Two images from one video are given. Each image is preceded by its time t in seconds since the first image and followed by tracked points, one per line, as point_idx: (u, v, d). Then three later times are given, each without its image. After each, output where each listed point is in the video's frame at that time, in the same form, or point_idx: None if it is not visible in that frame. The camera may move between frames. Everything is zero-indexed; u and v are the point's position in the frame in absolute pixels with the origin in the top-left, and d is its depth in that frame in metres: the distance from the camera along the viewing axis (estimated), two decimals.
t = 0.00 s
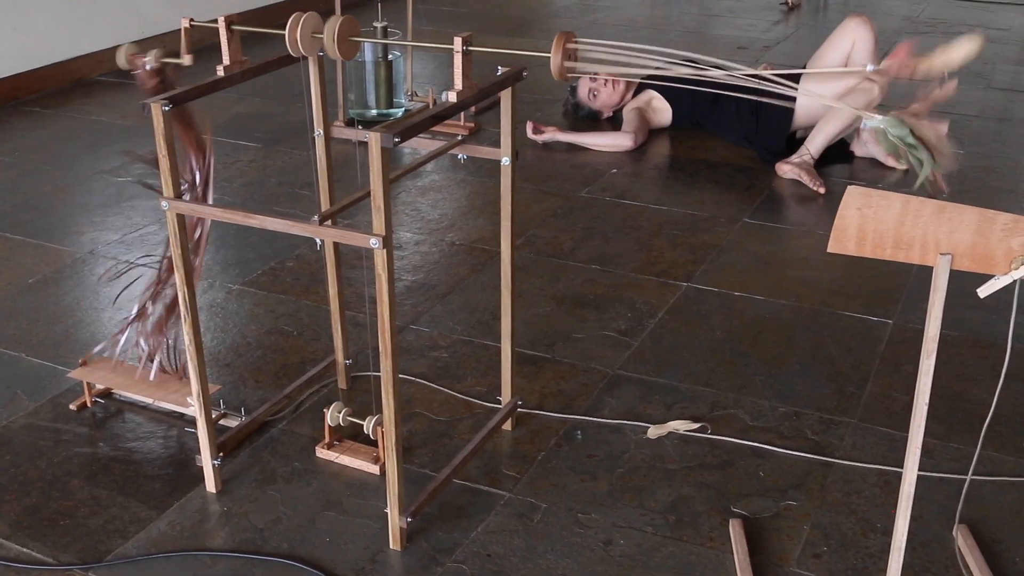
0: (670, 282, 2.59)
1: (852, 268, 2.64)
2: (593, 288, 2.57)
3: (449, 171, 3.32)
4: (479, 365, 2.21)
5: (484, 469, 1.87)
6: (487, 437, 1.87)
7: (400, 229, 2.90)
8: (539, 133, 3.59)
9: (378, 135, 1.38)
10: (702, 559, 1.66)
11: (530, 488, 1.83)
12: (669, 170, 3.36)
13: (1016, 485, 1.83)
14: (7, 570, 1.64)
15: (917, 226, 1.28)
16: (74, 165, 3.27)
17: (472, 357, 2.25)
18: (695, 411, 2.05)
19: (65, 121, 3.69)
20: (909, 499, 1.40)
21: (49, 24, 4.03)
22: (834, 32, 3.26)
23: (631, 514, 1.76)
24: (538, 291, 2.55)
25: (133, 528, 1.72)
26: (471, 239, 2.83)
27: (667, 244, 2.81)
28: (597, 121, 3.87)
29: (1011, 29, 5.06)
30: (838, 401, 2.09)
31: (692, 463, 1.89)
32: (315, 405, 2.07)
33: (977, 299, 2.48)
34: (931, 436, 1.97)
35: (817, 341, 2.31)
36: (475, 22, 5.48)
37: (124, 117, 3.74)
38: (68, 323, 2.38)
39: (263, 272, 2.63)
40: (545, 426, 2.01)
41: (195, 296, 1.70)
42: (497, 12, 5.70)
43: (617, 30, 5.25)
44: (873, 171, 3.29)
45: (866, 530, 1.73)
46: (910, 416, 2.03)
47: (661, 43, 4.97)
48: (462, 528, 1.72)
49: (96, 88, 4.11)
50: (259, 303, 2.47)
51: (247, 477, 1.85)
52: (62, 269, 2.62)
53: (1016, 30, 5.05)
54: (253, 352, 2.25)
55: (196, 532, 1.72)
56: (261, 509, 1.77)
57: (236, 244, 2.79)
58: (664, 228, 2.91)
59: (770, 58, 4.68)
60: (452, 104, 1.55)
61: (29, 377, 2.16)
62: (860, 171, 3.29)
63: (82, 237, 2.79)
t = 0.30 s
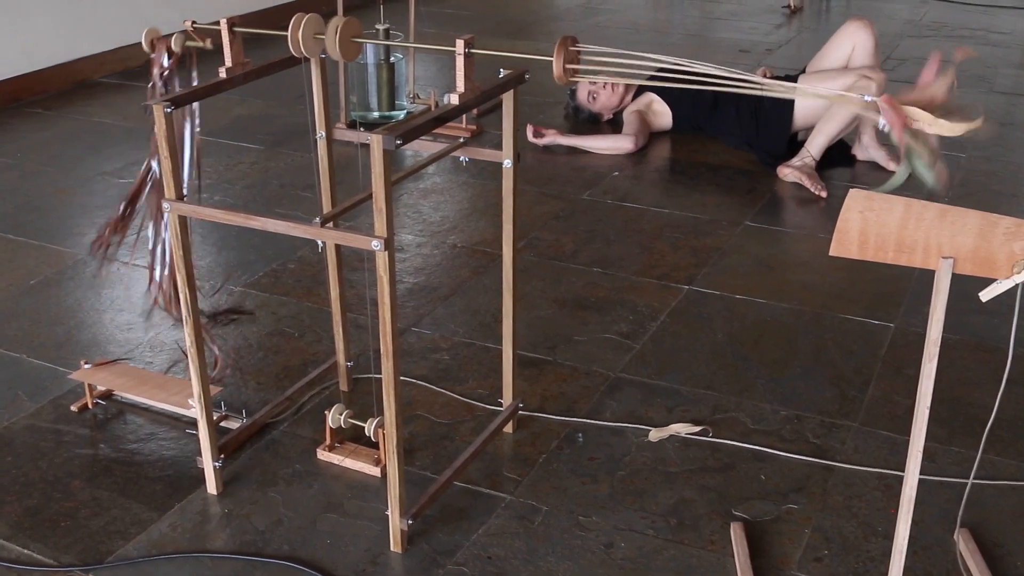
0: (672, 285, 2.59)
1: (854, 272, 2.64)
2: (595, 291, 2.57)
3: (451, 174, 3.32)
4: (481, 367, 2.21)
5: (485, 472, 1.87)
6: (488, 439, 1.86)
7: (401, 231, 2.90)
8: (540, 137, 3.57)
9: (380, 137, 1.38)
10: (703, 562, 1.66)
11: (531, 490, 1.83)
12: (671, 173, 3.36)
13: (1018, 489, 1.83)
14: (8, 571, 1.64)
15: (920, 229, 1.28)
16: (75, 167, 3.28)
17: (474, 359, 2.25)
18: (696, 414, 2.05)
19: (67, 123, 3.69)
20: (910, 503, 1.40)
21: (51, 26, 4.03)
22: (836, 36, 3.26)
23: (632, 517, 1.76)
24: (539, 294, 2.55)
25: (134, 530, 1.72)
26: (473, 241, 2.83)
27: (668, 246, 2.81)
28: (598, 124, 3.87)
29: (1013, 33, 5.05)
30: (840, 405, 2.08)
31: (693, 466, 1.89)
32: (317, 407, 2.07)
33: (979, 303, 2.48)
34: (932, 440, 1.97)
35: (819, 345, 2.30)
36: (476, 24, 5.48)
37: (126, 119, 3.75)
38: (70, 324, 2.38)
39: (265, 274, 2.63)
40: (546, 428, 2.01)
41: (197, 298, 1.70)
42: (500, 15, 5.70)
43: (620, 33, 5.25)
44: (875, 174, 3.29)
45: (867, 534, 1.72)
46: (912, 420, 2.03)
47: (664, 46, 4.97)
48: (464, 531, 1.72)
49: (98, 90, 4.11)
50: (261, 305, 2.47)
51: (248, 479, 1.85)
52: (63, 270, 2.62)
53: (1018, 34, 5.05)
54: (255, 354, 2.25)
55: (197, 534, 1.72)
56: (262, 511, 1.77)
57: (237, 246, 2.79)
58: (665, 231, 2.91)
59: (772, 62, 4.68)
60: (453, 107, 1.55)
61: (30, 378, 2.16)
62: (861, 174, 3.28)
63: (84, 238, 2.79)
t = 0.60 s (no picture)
0: (673, 286, 2.59)
1: (855, 273, 2.64)
2: (596, 291, 2.57)
3: (453, 174, 3.33)
4: (482, 367, 2.21)
5: (486, 472, 1.87)
6: (489, 439, 1.86)
7: (403, 231, 2.90)
8: (542, 137, 3.57)
9: (383, 137, 1.38)
10: (703, 563, 1.66)
11: (532, 490, 1.83)
12: (672, 173, 3.36)
13: (1019, 491, 1.83)
14: (8, 569, 1.64)
15: (921, 231, 1.28)
16: (78, 166, 3.28)
17: (475, 359, 2.25)
18: (698, 415, 2.05)
19: (69, 122, 3.69)
20: (911, 504, 1.40)
21: (53, 26, 4.03)
22: (837, 36, 3.26)
23: (633, 517, 1.76)
24: (541, 294, 2.55)
25: (135, 529, 1.72)
26: (475, 241, 2.83)
27: (670, 247, 2.81)
28: (600, 125, 3.87)
29: (1015, 35, 5.05)
30: (841, 406, 2.08)
31: (694, 467, 1.89)
32: (318, 407, 2.07)
33: (981, 305, 2.48)
34: (933, 442, 1.97)
35: (821, 346, 2.30)
36: (479, 24, 5.49)
37: (128, 118, 3.75)
38: (72, 323, 2.38)
39: (267, 274, 2.63)
40: (547, 428, 2.01)
41: (199, 297, 1.71)
42: (502, 15, 5.70)
43: (622, 34, 5.25)
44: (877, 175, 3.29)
45: (868, 535, 1.72)
46: (913, 421, 2.03)
47: (666, 47, 4.98)
48: (464, 531, 1.72)
49: (100, 90, 4.11)
50: (262, 304, 2.47)
51: (250, 478, 1.85)
52: (65, 269, 2.62)
53: (1020, 36, 5.04)
54: (256, 353, 2.25)
55: (197, 533, 1.72)
56: (263, 510, 1.77)
57: (239, 245, 2.79)
58: (667, 232, 2.91)
59: (775, 63, 4.68)
60: (456, 107, 1.56)
61: (32, 377, 2.16)
62: (863, 176, 3.28)
63: (86, 238, 2.79)
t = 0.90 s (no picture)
0: (675, 286, 2.59)
1: (857, 274, 2.64)
2: (598, 291, 2.57)
3: (455, 174, 3.33)
4: (484, 367, 2.21)
5: (488, 472, 1.87)
6: (491, 439, 1.86)
7: (405, 231, 2.90)
8: (544, 137, 3.56)
9: (384, 137, 1.38)
10: (705, 563, 1.66)
11: (534, 490, 1.83)
12: (674, 173, 3.36)
13: (1021, 491, 1.82)
14: (10, 568, 1.64)
15: (924, 231, 1.27)
16: (79, 165, 3.28)
17: (476, 359, 2.25)
18: (699, 415, 2.05)
19: (71, 121, 3.70)
20: (912, 505, 1.40)
21: (55, 25, 4.03)
22: (836, 36, 3.24)
23: (635, 518, 1.76)
24: (542, 295, 2.55)
25: (136, 528, 1.72)
26: (477, 241, 2.83)
27: (672, 247, 2.81)
28: (602, 125, 3.87)
29: (1017, 35, 5.05)
30: (843, 407, 2.08)
31: (695, 467, 1.89)
32: (319, 407, 2.07)
33: (982, 305, 2.48)
34: (934, 443, 1.96)
35: (822, 346, 2.30)
36: (481, 24, 5.48)
37: (129, 118, 3.75)
38: (73, 322, 2.38)
39: (269, 273, 2.63)
40: (549, 428, 2.01)
41: (201, 296, 1.71)
42: (504, 15, 5.70)
43: (624, 35, 5.25)
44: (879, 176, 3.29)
45: (869, 535, 1.72)
46: (914, 422, 2.02)
47: (668, 47, 4.98)
48: (465, 531, 1.72)
49: (101, 89, 4.12)
50: (264, 304, 2.47)
51: (251, 478, 1.85)
52: (67, 268, 2.62)
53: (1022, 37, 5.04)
54: (258, 353, 2.26)
55: (198, 532, 1.72)
56: (264, 510, 1.77)
57: (241, 245, 2.79)
58: (669, 232, 2.91)
59: (777, 63, 4.67)
60: (457, 107, 1.56)
61: (34, 376, 2.16)
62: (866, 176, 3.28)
63: (87, 237, 2.80)
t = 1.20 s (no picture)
0: (676, 286, 2.59)
1: (858, 275, 2.64)
2: (599, 292, 2.57)
3: (456, 174, 3.33)
4: (485, 368, 2.22)
5: (489, 473, 1.87)
6: (492, 440, 1.87)
7: (406, 231, 2.90)
8: (545, 138, 3.57)
9: (385, 138, 1.38)
10: (705, 564, 1.66)
11: (535, 491, 1.83)
12: (675, 174, 3.36)
13: (1022, 492, 1.82)
14: (11, 569, 1.64)
15: (925, 232, 1.27)
16: (81, 166, 3.28)
17: (477, 359, 2.25)
18: (700, 416, 2.05)
19: (72, 121, 3.70)
20: (913, 505, 1.40)
21: (56, 25, 4.04)
22: (841, 37, 3.25)
23: (635, 518, 1.76)
24: (543, 295, 2.55)
25: (137, 528, 1.73)
26: (478, 242, 2.83)
27: (673, 248, 2.81)
28: (603, 125, 3.87)
29: (1018, 36, 5.05)
30: (843, 407, 2.08)
31: (696, 468, 1.89)
32: (320, 408, 2.07)
33: (983, 306, 2.48)
34: (935, 443, 1.96)
35: (823, 347, 2.30)
36: (482, 25, 5.48)
37: (131, 118, 3.75)
38: (74, 323, 2.38)
39: (270, 274, 2.63)
40: (549, 429, 2.01)
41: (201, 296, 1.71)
42: (506, 16, 5.70)
43: (625, 35, 5.25)
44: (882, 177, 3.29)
45: (870, 536, 1.72)
46: (915, 423, 2.02)
47: (669, 48, 4.98)
48: (466, 532, 1.72)
49: (103, 90, 4.12)
50: (265, 304, 2.47)
51: (252, 478, 1.86)
52: (68, 269, 2.63)
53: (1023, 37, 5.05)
54: (259, 353, 2.26)
55: (199, 533, 1.72)
56: (265, 510, 1.77)
57: (243, 246, 2.79)
58: (670, 233, 2.91)
59: (778, 64, 4.68)
60: (459, 108, 1.56)
61: (35, 377, 2.17)
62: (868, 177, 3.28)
63: (89, 237, 2.80)
